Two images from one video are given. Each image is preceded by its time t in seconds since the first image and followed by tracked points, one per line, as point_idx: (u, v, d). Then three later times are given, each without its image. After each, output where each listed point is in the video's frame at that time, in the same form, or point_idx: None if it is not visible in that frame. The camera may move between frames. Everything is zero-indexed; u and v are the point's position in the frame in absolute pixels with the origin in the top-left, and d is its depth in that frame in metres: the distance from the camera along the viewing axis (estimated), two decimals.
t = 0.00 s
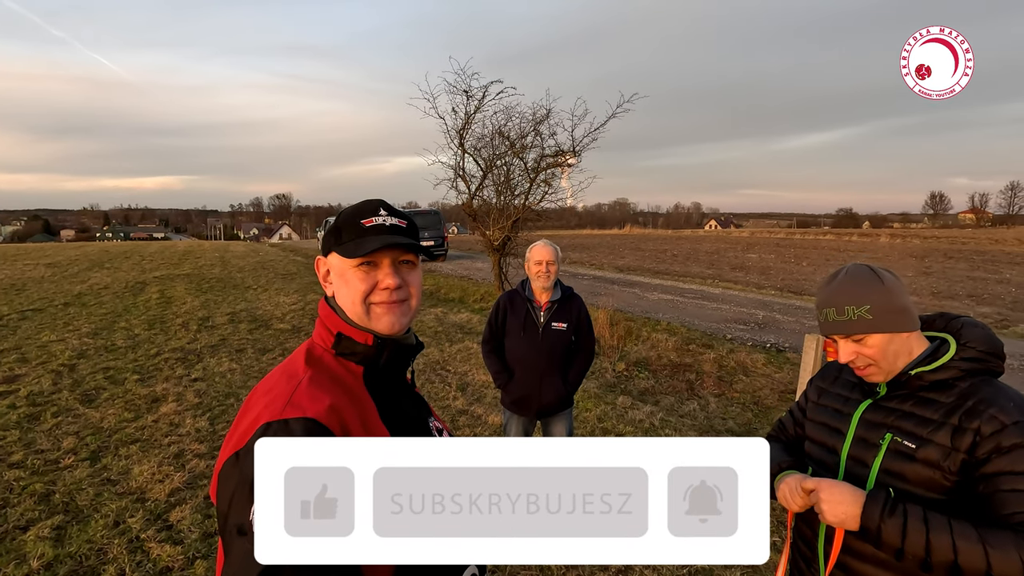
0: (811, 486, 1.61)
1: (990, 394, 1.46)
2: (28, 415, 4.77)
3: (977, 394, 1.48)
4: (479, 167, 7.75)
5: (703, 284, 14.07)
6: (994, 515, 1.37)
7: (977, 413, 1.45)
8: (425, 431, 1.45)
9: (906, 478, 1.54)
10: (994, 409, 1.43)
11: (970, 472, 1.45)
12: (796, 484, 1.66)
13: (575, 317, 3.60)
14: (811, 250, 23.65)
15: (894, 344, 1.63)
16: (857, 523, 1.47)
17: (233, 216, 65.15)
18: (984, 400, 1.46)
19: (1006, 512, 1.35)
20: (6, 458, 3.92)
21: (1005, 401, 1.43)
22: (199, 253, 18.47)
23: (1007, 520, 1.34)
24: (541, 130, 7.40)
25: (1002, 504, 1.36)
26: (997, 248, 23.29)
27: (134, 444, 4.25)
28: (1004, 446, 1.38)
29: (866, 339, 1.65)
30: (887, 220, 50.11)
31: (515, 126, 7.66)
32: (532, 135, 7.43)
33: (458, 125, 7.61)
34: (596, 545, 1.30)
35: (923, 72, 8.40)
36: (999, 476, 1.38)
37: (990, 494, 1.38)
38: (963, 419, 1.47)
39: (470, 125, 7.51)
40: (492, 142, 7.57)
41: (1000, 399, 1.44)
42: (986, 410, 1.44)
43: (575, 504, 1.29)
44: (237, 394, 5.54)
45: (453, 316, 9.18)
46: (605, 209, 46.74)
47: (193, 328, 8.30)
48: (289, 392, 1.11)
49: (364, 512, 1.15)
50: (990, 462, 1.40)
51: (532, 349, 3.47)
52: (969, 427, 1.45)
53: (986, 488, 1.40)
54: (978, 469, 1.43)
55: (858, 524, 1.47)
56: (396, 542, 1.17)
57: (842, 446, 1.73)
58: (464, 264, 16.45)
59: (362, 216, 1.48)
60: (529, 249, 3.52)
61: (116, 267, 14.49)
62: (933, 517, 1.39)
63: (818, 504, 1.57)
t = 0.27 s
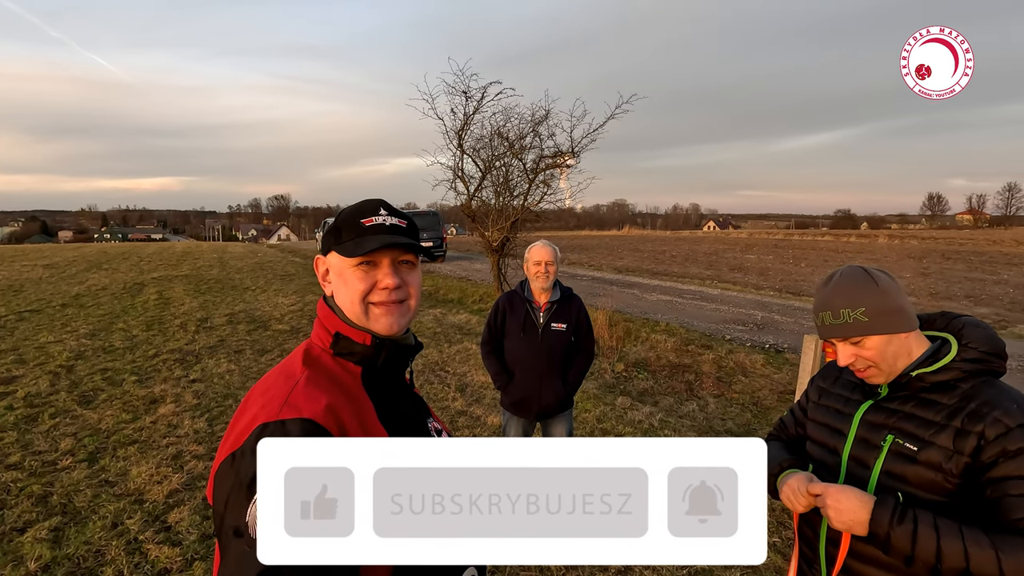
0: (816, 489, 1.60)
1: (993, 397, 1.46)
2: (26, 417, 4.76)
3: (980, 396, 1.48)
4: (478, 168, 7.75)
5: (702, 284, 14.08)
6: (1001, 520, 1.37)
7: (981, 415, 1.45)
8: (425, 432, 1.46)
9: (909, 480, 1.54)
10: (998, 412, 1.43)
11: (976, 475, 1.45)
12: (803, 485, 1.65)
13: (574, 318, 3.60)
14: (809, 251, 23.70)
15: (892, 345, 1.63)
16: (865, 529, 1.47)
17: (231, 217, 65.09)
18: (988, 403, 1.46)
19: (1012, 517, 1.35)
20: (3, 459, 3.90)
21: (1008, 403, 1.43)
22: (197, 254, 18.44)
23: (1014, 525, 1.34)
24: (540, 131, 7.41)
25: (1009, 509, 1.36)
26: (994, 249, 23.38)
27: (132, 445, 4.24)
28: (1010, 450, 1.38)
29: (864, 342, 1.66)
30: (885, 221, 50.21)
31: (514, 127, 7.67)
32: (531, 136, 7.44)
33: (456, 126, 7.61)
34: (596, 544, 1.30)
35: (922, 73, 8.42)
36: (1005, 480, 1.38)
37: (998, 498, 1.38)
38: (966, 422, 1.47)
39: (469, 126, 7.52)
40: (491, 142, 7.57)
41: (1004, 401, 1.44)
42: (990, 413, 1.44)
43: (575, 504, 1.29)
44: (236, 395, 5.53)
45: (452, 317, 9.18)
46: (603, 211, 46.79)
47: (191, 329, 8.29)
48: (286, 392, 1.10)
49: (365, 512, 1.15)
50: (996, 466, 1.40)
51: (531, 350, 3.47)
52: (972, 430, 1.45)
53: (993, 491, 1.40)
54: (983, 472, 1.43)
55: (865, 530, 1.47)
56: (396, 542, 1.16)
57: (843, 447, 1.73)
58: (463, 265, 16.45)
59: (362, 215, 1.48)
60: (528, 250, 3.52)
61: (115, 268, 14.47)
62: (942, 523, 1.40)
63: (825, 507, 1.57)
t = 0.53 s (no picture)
0: (821, 485, 1.61)
1: (994, 392, 1.47)
2: (24, 417, 4.75)
3: (981, 392, 1.48)
4: (477, 168, 7.75)
5: (700, 285, 14.10)
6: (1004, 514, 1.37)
7: (981, 411, 1.46)
8: (424, 428, 1.46)
9: (910, 476, 1.54)
10: (999, 407, 1.43)
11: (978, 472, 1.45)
12: (803, 484, 1.66)
13: (574, 316, 3.60)
14: (807, 252, 23.76)
15: (892, 340, 1.63)
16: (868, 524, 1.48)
17: (230, 218, 65.08)
18: (989, 399, 1.46)
19: (1015, 512, 1.35)
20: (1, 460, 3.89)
21: (1009, 398, 1.44)
22: (196, 254, 18.42)
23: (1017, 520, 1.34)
24: (539, 132, 7.42)
25: (1012, 504, 1.35)
26: (992, 250, 23.45)
27: (130, 445, 4.24)
28: (1011, 445, 1.39)
29: (863, 337, 1.65)
30: (883, 222, 50.35)
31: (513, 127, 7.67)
32: (530, 136, 7.44)
33: (455, 127, 7.62)
34: (593, 549, 1.30)
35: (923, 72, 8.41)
36: (1006, 475, 1.38)
37: (999, 493, 1.38)
38: (967, 418, 1.47)
39: (467, 126, 7.53)
40: (490, 143, 7.57)
41: (1004, 397, 1.45)
42: (991, 409, 1.44)
43: (575, 510, 1.28)
44: (235, 395, 5.52)
45: (451, 318, 9.17)
46: (602, 212, 46.83)
47: (190, 329, 8.27)
48: (283, 388, 1.11)
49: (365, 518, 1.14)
50: (998, 462, 1.40)
51: (531, 349, 3.47)
52: (973, 426, 1.45)
53: (995, 487, 1.40)
54: (986, 469, 1.43)
55: (868, 524, 1.48)
56: (396, 547, 1.16)
57: (843, 444, 1.74)
58: (462, 266, 16.44)
59: (362, 210, 1.46)
60: (528, 249, 3.52)
61: (113, 269, 14.45)
62: (945, 517, 1.40)
63: (826, 502, 1.57)
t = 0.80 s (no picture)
0: (825, 477, 1.61)
1: (995, 385, 1.47)
2: (21, 417, 4.73)
3: (982, 384, 1.49)
4: (476, 169, 7.75)
5: (700, 285, 14.11)
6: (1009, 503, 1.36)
7: (982, 403, 1.46)
8: (420, 423, 1.41)
9: (913, 471, 1.54)
10: (999, 398, 1.44)
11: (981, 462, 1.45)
12: (805, 482, 1.68)
13: (574, 315, 3.60)
14: (806, 252, 23.79)
15: (892, 338, 1.63)
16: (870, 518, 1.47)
17: (229, 219, 65.02)
18: (989, 391, 1.47)
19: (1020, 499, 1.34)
20: None
21: (1010, 390, 1.44)
22: (195, 255, 18.42)
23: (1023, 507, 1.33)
24: (538, 132, 7.42)
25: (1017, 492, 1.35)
26: (991, 250, 23.49)
27: (128, 446, 4.22)
28: (1011, 434, 1.39)
29: (864, 335, 1.66)
30: (882, 222, 50.45)
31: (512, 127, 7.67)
32: (529, 136, 7.44)
33: (454, 127, 7.61)
34: None
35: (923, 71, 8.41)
36: (1009, 464, 1.38)
37: (1004, 482, 1.38)
38: (969, 411, 1.48)
39: (466, 126, 7.53)
40: (489, 142, 7.57)
41: (1005, 388, 1.45)
42: (991, 400, 1.45)
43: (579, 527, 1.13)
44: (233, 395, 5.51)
45: (450, 318, 9.17)
46: (601, 212, 46.86)
47: (188, 329, 8.26)
48: (277, 383, 1.10)
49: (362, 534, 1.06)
50: (1000, 451, 1.40)
51: (531, 348, 3.47)
52: (975, 419, 1.46)
53: (999, 476, 1.40)
54: (989, 459, 1.43)
55: (871, 516, 1.47)
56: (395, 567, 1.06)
57: (845, 440, 1.74)
58: (461, 266, 16.44)
59: (360, 205, 1.46)
60: (528, 247, 3.51)
61: (111, 269, 14.44)
62: (947, 505, 1.39)
63: (830, 493, 1.57)
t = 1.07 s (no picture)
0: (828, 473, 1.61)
1: (997, 377, 1.47)
2: (16, 418, 4.71)
3: (982, 377, 1.49)
4: (474, 169, 7.75)
5: (698, 285, 14.13)
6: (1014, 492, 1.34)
7: (983, 396, 1.46)
8: (412, 421, 1.34)
9: (915, 467, 1.54)
10: (999, 390, 1.44)
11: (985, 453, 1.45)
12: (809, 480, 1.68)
13: (573, 314, 3.59)
14: (804, 253, 23.83)
15: (892, 335, 1.63)
16: (872, 511, 1.47)
17: (227, 220, 64.94)
18: (989, 384, 1.47)
19: None
20: None
21: (1010, 381, 1.44)
22: (192, 256, 18.40)
23: None
24: (536, 132, 7.42)
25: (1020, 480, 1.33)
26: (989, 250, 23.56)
27: (124, 446, 4.21)
28: (1013, 423, 1.38)
29: (863, 332, 1.66)
30: (880, 223, 50.57)
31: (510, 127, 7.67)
32: (527, 136, 7.45)
33: (452, 127, 7.62)
34: None
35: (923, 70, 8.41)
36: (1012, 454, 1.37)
37: (1007, 471, 1.37)
38: (969, 405, 1.48)
39: (464, 126, 7.53)
40: (487, 142, 7.57)
41: (1006, 380, 1.45)
42: (991, 392, 1.45)
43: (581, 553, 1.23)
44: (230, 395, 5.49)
45: (448, 318, 9.16)
46: (600, 213, 46.93)
47: (185, 330, 8.25)
48: (265, 380, 1.05)
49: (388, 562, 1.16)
50: (1003, 442, 1.39)
51: (530, 347, 3.47)
52: (976, 412, 1.46)
53: (1001, 467, 1.39)
54: (993, 451, 1.42)
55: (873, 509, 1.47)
56: None
57: (846, 438, 1.74)
58: (459, 267, 16.43)
59: (352, 200, 1.42)
60: (526, 245, 3.50)
61: (108, 270, 14.40)
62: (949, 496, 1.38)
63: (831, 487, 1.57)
